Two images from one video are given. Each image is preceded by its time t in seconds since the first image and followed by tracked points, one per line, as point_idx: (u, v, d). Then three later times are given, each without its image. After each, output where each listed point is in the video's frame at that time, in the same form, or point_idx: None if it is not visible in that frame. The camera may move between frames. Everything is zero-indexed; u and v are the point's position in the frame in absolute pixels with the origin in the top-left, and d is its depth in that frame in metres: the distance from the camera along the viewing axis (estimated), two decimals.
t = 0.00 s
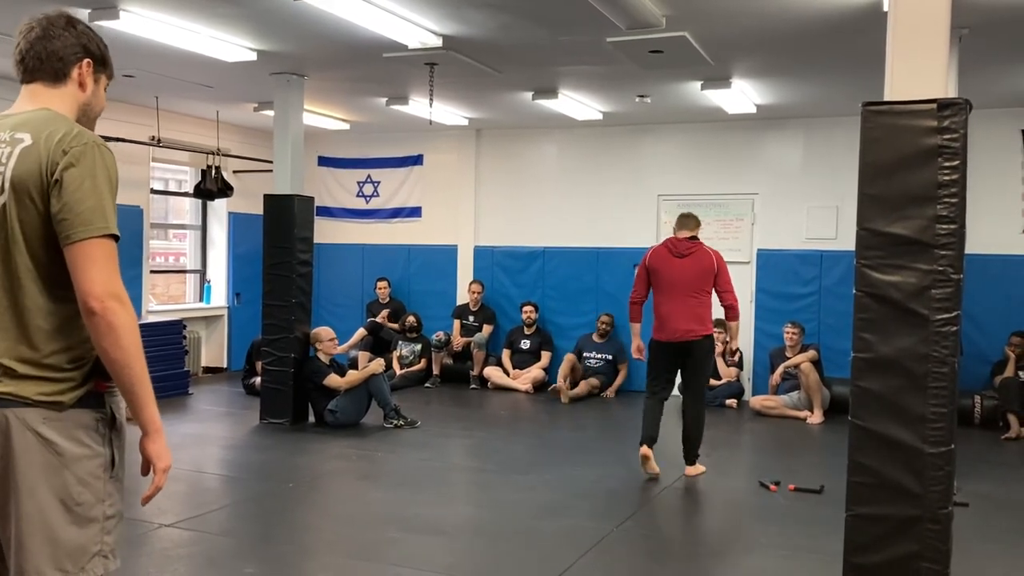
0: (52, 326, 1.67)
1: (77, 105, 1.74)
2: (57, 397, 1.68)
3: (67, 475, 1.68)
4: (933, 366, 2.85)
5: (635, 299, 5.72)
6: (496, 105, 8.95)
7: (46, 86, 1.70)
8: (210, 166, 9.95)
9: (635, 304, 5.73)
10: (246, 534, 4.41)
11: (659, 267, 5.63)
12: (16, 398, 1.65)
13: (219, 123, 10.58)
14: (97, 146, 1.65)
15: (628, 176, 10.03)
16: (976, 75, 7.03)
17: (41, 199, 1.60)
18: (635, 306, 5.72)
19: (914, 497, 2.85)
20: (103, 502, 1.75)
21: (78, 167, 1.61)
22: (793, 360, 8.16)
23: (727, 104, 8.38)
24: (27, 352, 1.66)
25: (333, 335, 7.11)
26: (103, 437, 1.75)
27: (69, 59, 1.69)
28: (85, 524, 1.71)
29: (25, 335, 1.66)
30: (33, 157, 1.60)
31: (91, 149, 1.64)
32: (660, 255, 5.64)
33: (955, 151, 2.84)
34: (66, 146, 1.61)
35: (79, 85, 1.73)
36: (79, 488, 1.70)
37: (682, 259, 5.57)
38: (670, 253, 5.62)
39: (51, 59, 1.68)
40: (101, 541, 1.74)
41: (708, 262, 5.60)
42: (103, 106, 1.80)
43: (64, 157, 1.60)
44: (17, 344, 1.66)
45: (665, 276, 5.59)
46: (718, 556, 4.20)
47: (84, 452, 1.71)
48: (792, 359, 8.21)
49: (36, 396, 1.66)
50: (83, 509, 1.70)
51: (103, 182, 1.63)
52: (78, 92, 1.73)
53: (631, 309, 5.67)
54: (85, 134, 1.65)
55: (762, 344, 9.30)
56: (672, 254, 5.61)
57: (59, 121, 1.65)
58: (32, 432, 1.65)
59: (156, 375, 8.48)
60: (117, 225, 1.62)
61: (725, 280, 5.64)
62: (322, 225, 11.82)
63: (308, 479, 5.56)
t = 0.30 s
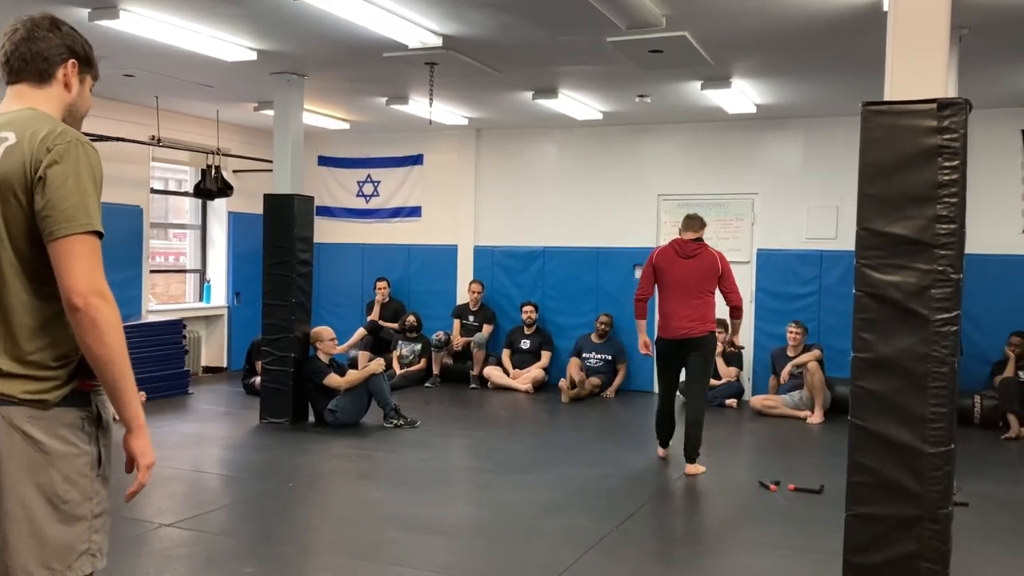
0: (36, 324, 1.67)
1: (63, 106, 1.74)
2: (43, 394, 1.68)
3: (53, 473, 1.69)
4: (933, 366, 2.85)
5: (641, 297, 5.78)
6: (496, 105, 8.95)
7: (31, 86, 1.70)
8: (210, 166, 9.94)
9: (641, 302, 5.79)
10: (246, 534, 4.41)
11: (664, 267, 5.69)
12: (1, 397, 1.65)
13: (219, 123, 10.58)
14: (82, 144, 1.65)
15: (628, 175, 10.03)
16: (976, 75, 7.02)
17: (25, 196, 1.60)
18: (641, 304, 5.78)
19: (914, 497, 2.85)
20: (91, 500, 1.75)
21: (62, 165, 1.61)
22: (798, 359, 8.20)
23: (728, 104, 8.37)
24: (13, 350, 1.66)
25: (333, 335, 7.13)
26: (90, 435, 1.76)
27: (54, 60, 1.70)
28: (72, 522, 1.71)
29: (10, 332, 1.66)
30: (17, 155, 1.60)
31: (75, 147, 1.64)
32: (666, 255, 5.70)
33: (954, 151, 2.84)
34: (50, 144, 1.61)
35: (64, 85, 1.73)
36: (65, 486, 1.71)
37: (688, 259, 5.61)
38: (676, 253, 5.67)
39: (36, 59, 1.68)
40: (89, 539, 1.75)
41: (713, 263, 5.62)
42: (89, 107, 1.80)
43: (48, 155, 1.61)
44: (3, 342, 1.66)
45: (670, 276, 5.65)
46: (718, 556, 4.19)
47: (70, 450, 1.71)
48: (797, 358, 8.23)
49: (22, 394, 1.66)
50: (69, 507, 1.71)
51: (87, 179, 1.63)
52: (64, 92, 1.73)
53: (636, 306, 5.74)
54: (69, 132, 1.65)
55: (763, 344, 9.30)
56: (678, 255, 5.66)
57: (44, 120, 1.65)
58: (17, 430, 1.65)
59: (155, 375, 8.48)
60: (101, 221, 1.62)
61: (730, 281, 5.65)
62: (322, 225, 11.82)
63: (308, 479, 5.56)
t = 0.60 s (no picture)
0: (23, 322, 1.67)
1: (53, 106, 1.74)
2: (30, 393, 1.68)
3: (42, 472, 1.69)
4: (933, 366, 2.85)
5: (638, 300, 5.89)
6: (496, 104, 8.95)
7: (22, 87, 1.70)
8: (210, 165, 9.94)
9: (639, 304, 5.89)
10: (246, 533, 4.41)
11: (658, 269, 5.79)
12: None
13: (219, 122, 10.58)
14: (70, 144, 1.65)
15: (629, 175, 10.03)
16: (976, 75, 7.02)
17: (13, 195, 1.60)
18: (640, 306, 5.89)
19: (913, 497, 2.85)
20: (80, 499, 1.76)
21: (50, 164, 1.61)
22: (800, 359, 8.17)
23: (728, 104, 8.36)
24: None
25: (333, 335, 7.15)
26: (79, 434, 1.76)
27: (44, 61, 1.69)
28: (61, 520, 1.72)
29: None
30: (5, 155, 1.60)
31: (63, 146, 1.64)
32: (658, 257, 5.81)
33: (954, 151, 2.84)
34: (38, 143, 1.61)
35: (54, 86, 1.73)
36: (54, 485, 1.71)
37: (680, 259, 5.74)
38: (667, 254, 5.78)
39: (26, 61, 1.68)
40: (79, 537, 1.75)
41: (704, 259, 5.75)
42: (80, 107, 1.81)
43: (36, 153, 1.60)
44: None
45: (664, 277, 5.76)
46: (718, 556, 4.19)
47: (58, 449, 1.72)
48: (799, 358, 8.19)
49: (9, 393, 1.66)
50: (58, 505, 1.71)
51: (75, 179, 1.63)
52: (54, 93, 1.73)
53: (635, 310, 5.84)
54: (57, 132, 1.65)
55: (764, 344, 9.29)
56: (670, 256, 5.77)
57: (34, 120, 1.65)
58: (5, 428, 1.65)
59: (155, 375, 8.48)
60: (88, 220, 1.62)
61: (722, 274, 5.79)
62: (322, 225, 11.81)
63: (308, 479, 5.55)
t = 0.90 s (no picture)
0: (24, 322, 1.66)
1: (55, 106, 1.73)
2: (32, 393, 1.68)
3: (44, 471, 1.69)
4: (933, 366, 2.84)
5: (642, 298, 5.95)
6: (497, 104, 8.94)
7: (24, 87, 1.70)
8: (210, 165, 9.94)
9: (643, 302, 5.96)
10: (246, 533, 4.40)
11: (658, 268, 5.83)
12: None
13: (220, 122, 10.58)
14: (70, 144, 1.65)
15: (629, 176, 10.02)
16: (977, 75, 7.01)
17: (14, 196, 1.60)
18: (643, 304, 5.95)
19: (914, 497, 2.85)
20: (82, 498, 1.75)
21: (51, 165, 1.61)
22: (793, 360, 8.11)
23: (729, 104, 8.36)
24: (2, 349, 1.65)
25: (333, 335, 7.14)
26: (81, 433, 1.76)
27: (46, 60, 1.69)
28: (63, 520, 1.71)
29: None
30: (6, 156, 1.60)
31: (63, 147, 1.63)
32: (658, 256, 5.84)
33: (955, 151, 2.83)
34: (39, 144, 1.61)
35: (57, 85, 1.73)
36: (57, 484, 1.70)
37: (679, 257, 5.76)
38: (667, 253, 5.81)
39: (28, 60, 1.68)
40: (81, 536, 1.75)
41: (703, 256, 5.75)
42: (82, 106, 1.80)
43: (37, 155, 1.60)
44: None
45: (664, 275, 5.80)
46: (718, 556, 4.19)
47: (60, 448, 1.71)
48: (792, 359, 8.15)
49: (11, 393, 1.65)
50: (60, 505, 1.71)
51: (76, 180, 1.63)
52: (56, 92, 1.73)
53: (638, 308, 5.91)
54: (58, 133, 1.65)
55: (764, 344, 9.29)
56: (669, 254, 5.79)
57: (35, 120, 1.65)
58: (7, 428, 1.65)
59: (155, 374, 8.47)
60: (88, 222, 1.61)
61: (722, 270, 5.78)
62: (322, 225, 11.81)
63: (308, 479, 5.55)
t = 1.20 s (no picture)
0: (38, 324, 1.66)
1: (69, 105, 1.73)
2: (46, 393, 1.68)
3: (58, 472, 1.69)
4: (934, 367, 2.84)
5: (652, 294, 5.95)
6: (497, 104, 8.94)
7: (38, 85, 1.70)
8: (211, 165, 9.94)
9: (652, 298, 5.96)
10: (246, 533, 4.40)
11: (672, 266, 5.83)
12: (4, 396, 1.64)
13: (221, 122, 10.59)
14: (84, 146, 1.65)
15: (629, 175, 10.02)
16: (977, 75, 7.01)
17: (26, 197, 1.60)
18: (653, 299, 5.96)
19: (914, 496, 2.85)
20: (95, 498, 1.75)
21: (64, 167, 1.61)
22: (795, 360, 8.11)
23: (729, 104, 8.35)
24: (16, 350, 1.66)
25: (333, 335, 7.12)
26: (94, 434, 1.75)
27: (62, 58, 1.69)
28: (76, 520, 1.71)
29: (14, 332, 1.65)
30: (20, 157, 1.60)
31: (77, 148, 1.63)
32: (673, 255, 5.84)
33: (956, 151, 2.83)
34: (53, 146, 1.61)
35: (71, 84, 1.72)
36: (70, 485, 1.70)
37: (694, 258, 5.76)
38: (683, 253, 5.80)
39: (43, 58, 1.68)
40: (94, 537, 1.75)
41: (719, 260, 5.76)
42: (96, 104, 1.80)
43: (50, 157, 1.60)
44: (5, 343, 1.65)
45: (677, 274, 5.80)
46: (719, 556, 4.19)
47: (73, 449, 1.71)
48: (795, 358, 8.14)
49: (25, 394, 1.66)
50: (73, 505, 1.71)
51: (88, 182, 1.63)
52: (71, 90, 1.73)
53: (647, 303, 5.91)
54: (72, 134, 1.65)
55: (764, 344, 9.29)
56: (685, 254, 5.79)
57: (49, 121, 1.65)
58: (21, 429, 1.65)
59: (155, 374, 8.47)
60: (100, 226, 1.61)
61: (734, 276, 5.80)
62: (322, 225, 11.81)
63: (308, 479, 5.54)
